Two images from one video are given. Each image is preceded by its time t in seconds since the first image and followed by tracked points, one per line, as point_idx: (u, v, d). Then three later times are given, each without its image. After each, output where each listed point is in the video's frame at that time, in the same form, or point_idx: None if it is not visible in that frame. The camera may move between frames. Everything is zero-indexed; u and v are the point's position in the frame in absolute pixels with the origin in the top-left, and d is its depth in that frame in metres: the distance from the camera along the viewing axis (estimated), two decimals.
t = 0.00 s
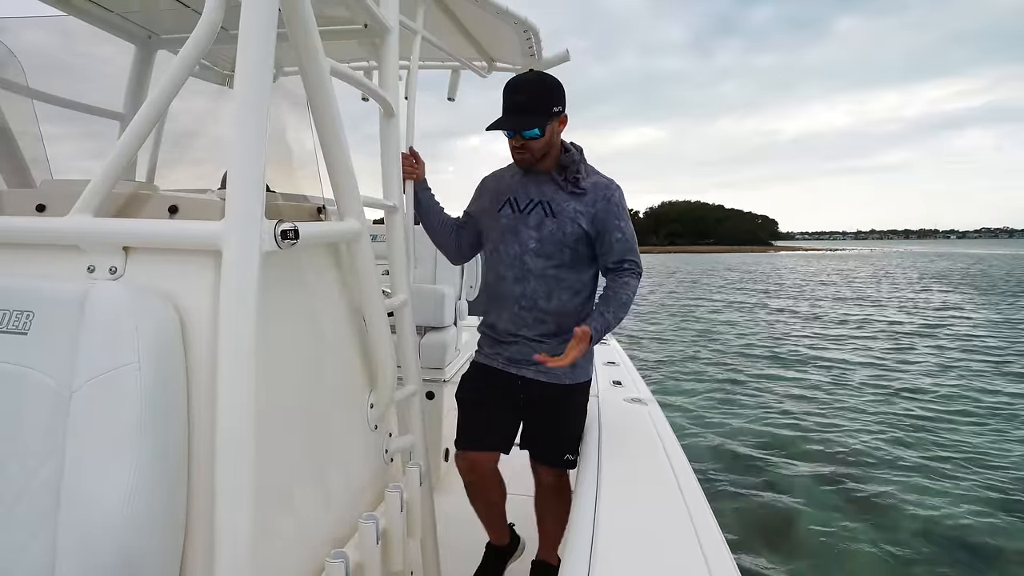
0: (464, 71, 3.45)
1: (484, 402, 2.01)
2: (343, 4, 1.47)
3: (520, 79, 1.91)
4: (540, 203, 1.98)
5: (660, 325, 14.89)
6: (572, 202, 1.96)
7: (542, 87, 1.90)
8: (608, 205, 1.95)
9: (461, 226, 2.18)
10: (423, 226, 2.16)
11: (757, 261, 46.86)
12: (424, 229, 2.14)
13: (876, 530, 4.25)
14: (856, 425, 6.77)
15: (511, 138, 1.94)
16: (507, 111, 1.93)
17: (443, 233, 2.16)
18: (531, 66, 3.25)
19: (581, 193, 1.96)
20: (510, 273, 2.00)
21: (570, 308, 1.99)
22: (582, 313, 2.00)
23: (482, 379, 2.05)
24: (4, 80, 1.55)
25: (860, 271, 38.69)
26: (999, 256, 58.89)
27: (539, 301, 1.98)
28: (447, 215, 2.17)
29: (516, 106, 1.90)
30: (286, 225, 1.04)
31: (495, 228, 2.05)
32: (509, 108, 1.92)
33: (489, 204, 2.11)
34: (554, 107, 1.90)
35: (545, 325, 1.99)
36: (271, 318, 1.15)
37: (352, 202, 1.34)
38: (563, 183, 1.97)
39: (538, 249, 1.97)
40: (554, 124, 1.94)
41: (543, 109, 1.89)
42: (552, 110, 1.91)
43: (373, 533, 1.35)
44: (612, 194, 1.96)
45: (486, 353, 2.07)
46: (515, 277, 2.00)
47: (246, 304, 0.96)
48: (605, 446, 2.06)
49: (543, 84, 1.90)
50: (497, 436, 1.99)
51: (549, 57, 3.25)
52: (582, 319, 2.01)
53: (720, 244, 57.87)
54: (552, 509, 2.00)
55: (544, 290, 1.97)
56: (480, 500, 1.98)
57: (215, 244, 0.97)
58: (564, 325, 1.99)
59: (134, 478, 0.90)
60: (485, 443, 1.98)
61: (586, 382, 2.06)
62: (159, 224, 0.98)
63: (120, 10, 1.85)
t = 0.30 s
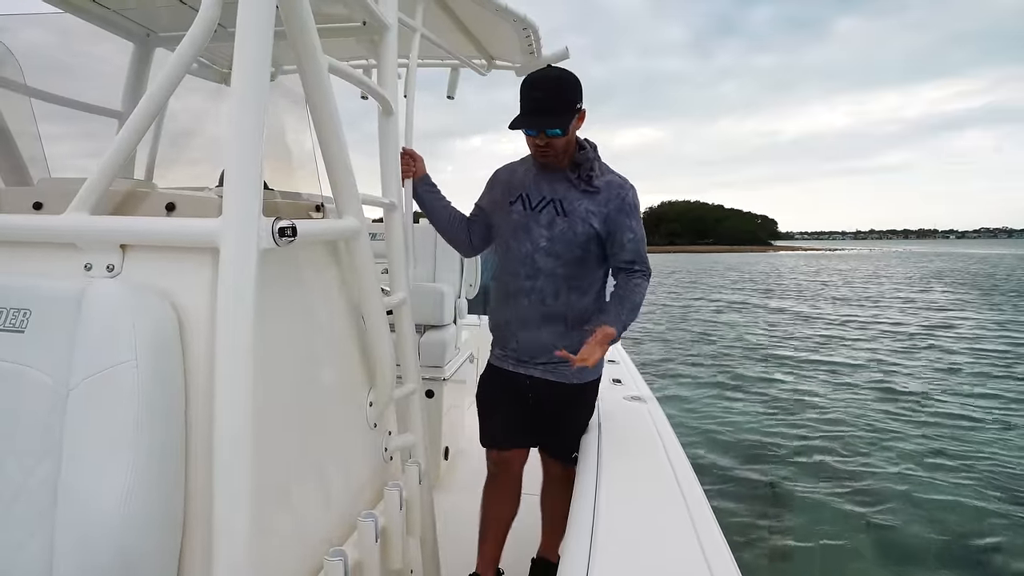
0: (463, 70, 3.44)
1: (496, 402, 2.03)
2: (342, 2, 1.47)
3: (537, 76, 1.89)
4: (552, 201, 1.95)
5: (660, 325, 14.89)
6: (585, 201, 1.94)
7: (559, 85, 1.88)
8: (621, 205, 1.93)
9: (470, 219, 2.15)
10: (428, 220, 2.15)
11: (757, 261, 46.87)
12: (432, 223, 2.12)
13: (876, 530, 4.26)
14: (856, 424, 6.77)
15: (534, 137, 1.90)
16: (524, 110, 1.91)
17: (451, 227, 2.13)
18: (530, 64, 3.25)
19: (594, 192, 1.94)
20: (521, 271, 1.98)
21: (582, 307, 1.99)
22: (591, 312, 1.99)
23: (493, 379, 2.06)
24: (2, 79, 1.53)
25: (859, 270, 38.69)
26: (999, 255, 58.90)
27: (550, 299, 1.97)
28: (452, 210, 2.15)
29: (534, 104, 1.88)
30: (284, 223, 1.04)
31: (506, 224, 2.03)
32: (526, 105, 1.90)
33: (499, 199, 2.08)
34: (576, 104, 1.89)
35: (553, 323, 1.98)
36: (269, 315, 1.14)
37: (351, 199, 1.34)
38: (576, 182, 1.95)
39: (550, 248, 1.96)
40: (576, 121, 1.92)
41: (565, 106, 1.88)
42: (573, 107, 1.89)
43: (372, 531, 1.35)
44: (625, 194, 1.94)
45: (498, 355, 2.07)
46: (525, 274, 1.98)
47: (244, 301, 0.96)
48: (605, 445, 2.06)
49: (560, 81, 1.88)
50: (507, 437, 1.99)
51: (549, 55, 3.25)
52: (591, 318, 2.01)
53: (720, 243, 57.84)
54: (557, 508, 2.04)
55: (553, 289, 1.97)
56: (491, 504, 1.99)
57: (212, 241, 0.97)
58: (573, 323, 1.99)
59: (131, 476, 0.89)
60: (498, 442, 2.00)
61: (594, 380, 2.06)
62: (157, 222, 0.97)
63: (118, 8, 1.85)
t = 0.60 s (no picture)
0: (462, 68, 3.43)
1: (498, 401, 2.03)
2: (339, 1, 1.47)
3: (551, 77, 1.88)
4: (559, 200, 1.95)
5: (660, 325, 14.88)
6: (592, 201, 1.93)
7: (572, 86, 1.87)
8: (627, 205, 1.93)
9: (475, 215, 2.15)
10: (431, 217, 2.15)
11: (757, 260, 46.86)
12: (437, 220, 2.13)
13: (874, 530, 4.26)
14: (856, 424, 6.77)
15: (542, 139, 1.91)
16: (535, 111, 1.90)
17: (458, 226, 2.14)
18: (530, 62, 3.24)
19: (601, 192, 1.93)
20: (527, 269, 1.99)
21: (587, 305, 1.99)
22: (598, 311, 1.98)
23: (497, 377, 2.06)
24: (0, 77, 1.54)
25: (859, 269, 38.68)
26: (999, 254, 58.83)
27: (555, 297, 1.97)
28: (456, 206, 2.15)
29: (546, 105, 1.87)
30: (283, 220, 1.04)
31: (513, 222, 2.03)
32: (537, 106, 1.89)
33: (506, 196, 2.07)
34: (586, 107, 1.89)
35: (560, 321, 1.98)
36: (268, 313, 1.14)
37: (350, 198, 1.33)
38: (584, 181, 1.94)
39: (556, 247, 1.96)
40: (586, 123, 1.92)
41: (574, 109, 1.87)
42: (583, 109, 1.88)
43: (372, 530, 1.35)
44: (632, 194, 1.93)
45: (504, 353, 2.07)
46: (532, 273, 1.98)
47: (242, 300, 0.96)
48: (605, 443, 2.05)
49: (572, 82, 1.87)
50: (509, 436, 1.99)
51: (548, 53, 3.24)
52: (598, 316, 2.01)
53: (720, 242, 57.81)
54: (557, 506, 2.04)
55: (560, 288, 1.97)
56: (491, 503, 1.99)
57: (210, 239, 0.97)
58: (579, 321, 1.99)
59: (130, 476, 0.89)
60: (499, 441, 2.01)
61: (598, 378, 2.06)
62: (155, 220, 0.97)
63: (116, 6, 1.79)
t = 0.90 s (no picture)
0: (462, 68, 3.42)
1: (494, 401, 2.03)
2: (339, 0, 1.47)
3: (550, 76, 1.88)
4: (559, 198, 1.95)
5: (660, 325, 14.86)
6: (592, 202, 1.93)
7: (573, 86, 1.87)
8: (626, 210, 1.93)
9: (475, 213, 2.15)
10: (431, 217, 2.15)
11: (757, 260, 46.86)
12: (435, 215, 2.13)
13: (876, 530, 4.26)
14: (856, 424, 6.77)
15: (538, 136, 1.91)
16: (535, 109, 1.90)
17: (458, 226, 2.14)
18: (530, 62, 3.23)
19: (601, 194, 1.93)
20: (524, 265, 1.98)
21: (579, 306, 1.99)
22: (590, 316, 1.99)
23: (495, 376, 2.06)
24: None
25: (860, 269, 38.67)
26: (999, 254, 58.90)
27: (549, 296, 1.97)
28: (456, 206, 2.15)
29: (545, 104, 1.88)
30: (283, 221, 1.04)
31: (513, 219, 2.03)
32: (537, 105, 1.89)
33: (506, 194, 2.07)
34: (584, 106, 1.88)
35: (553, 319, 1.98)
36: (268, 313, 1.14)
37: (350, 198, 1.33)
38: (585, 182, 1.94)
39: (554, 245, 1.95)
40: (584, 122, 1.91)
41: (573, 108, 1.87)
42: (581, 108, 1.88)
43: (372, 530, 1.35)
44: (632, 199, 1.93)
45: (499, 351, 2.07)
46: (527, 269, 1.98)
47: (242, 299, 0.96)
48: (605, 442, 2.05)
49: (572, 81, 1.87)
50: (504, 437, 2.00)
51: (548, 53, 3.24)
52: (590, 318, 2.01)
53: (720, 242, 57.80)
54: (556, 506, 2.03)
55: (555, 286, 1.96)
56: (487, 506, 1.99)
57: (210, 239, 0.97)
58: (572, 321, 1.99)
59: (129, 476, 0.89)
60: (497, 442, 2.01)
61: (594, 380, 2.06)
62: (155, 220, 0.97)
63: (115, 6, 1.79)
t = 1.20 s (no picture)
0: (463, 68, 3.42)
1: (496, 400, 2.03)
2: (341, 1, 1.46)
3: (547, 80, 1.88)
4: (558, 201, 1.95)
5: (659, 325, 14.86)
6: (590, 205, 1.92)
7: (570, 90, 1.87)
8: (625, 213, 1.90)
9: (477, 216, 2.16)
10: (432, 219, 2.16)
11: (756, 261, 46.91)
12: (437, 218, 2.14)
13: (875, 531, 4.26)
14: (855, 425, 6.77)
15: (537, 141, 1.92)
16: (532, 113, 1.90)
17: (459, 227, 2.14)
18: (531, 62, 3.23)
19: (600, 197, 1.92)
20: (522, 267, 1.99)
21: (580, 309, 1.98)
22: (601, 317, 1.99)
23: (495, 375, 2.06)
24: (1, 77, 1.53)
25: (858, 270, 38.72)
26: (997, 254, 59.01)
27: (549, 297, 1.97)
28: (457, 207, 2.15)
29: (543, 111, 1.87)
30: (286, 222, 1.04)
31: (513, 221, 2.03)
32: (533, 110, 1.89)
33: (507, 197, 2.07)
34: (582, 110, 1.88)
35: (550, 322, 1.98)
36: (271, 315, 1.14)
37: (352, 198, 1.33)
38: (583, 185, 1.94)
39: (553, 247, 1.95)
40: (582, 126, 1.91)
41: (569, 112, 1.87)
42: (579, 112, 1.88)
43: (374, 531, 1.34)
44: (631, 202, 1.91)
45: (499, 352, 2.07)
46: (525, 271, 1.98)
47: (246, 301, 0.96)
48: (606, 443, 2.05)
49: (568, 86, 1.87)
50: (505, 438, 2.01)
51: (550, 54, 3.24)
52: (590, 321, 2.00)
53: (719, 243, 57.94)
54: (557, 505, 2.02)
55: (553, 289, 1.96)
56: (488, 506, 1.98)
57: (214, 240, 0.96)
58: (571, 324, 1.98)
59: (133, 479, 0.89)
60: (498, 442, 2.01)
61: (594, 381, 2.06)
62: (158, 221, 0.97)
63: (117, 7, 1.80)
